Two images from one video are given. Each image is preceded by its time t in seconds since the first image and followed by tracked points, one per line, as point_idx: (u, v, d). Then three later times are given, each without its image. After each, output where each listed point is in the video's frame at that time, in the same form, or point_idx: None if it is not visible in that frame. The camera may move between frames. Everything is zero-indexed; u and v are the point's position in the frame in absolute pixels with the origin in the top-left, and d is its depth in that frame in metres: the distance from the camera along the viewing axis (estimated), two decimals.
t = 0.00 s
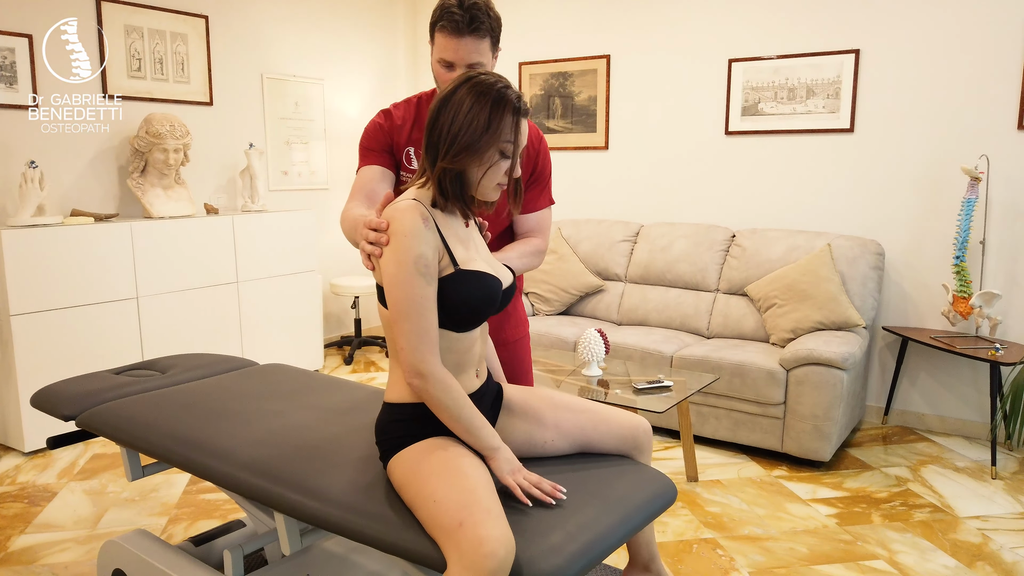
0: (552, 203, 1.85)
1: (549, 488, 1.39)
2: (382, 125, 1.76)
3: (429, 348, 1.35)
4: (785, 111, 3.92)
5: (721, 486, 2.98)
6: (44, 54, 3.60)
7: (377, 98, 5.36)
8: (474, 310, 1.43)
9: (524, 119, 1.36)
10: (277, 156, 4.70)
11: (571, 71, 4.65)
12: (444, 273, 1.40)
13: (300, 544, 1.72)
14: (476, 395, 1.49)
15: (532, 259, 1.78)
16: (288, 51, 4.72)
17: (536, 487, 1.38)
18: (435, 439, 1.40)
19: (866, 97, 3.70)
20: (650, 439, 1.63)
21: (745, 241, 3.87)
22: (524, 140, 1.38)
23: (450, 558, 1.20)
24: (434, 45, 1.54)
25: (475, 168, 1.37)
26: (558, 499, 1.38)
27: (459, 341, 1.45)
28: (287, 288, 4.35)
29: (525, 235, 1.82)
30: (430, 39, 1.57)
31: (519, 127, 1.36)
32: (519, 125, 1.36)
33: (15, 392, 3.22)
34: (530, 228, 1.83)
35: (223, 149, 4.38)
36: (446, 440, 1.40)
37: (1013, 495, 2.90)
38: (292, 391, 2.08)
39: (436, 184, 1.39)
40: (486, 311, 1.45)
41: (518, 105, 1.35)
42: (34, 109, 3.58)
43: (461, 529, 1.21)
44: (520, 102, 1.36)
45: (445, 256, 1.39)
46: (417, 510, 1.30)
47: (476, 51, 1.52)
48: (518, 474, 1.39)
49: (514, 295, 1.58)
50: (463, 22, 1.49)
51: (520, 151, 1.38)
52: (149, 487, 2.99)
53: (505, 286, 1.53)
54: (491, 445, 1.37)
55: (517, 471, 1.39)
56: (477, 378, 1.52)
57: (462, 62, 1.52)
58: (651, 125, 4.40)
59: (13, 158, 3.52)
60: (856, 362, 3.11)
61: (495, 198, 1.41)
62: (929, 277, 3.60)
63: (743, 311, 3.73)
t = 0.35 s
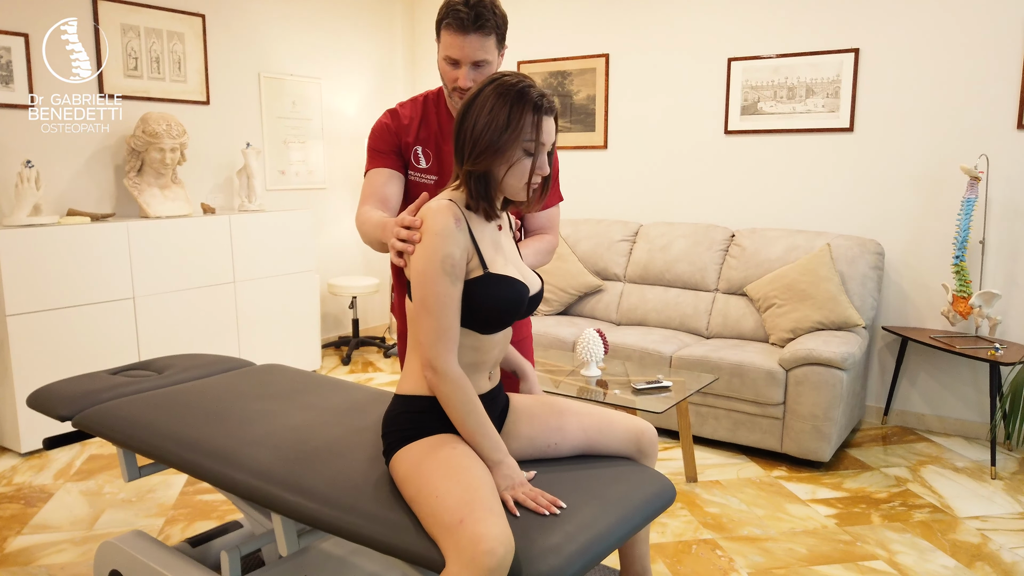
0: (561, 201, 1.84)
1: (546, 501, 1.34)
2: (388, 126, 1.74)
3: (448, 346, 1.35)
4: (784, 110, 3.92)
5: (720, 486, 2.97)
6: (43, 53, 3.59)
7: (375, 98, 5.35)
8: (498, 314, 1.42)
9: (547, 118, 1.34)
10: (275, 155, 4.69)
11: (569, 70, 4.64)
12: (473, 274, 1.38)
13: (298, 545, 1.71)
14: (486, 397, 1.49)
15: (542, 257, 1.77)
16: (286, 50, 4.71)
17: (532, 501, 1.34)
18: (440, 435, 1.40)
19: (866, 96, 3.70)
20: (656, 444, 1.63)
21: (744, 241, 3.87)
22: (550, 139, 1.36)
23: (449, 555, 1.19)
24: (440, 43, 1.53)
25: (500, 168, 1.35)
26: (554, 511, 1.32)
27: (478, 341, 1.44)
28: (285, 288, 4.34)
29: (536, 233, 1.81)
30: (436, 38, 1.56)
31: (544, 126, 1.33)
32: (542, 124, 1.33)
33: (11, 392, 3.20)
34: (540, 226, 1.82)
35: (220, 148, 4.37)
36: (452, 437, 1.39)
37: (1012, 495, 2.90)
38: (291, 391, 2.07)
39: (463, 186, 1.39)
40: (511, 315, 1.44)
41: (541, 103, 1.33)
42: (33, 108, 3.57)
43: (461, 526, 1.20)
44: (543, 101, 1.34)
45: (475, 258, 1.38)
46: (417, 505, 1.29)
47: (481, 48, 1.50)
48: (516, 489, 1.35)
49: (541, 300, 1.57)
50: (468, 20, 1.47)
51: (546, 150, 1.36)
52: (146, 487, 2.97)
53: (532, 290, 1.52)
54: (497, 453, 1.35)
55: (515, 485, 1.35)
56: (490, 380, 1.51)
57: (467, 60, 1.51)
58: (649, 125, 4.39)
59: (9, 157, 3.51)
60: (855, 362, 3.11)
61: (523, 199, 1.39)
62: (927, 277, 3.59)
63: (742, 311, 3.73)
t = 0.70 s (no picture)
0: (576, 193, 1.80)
1: (547, 506, 1.34)
2: (398, 126, 1.75)
3: (484, 338, 1.34)
4: (783, 111, 3.92)
5: (720, 486, 2.97)
6: (44, 53, 3.59)
7: (374, 98, 5.36)
8: (528, 312, 1.42)
9: (570, 116, 1.34)
10: (274, 156, 4.69)
11: (568, 70, 4.64)
12: (506, 270, 1.39)
13: (298, 546, 1.71)
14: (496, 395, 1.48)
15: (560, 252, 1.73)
16: (286, 50, 4.72)
17: (538, 509, 1.33)
18: (444, 417, 1.40)
19: (864, 97, 3.70)
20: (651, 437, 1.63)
21: (743, 241, 3.87)
22: (575, 137, 1.36)
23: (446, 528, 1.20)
24: (446, 40, 1.53)
25: (527, 168, 1.37)
26: (555, 514, 1.32)
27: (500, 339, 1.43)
28: (284, 288, 4.34)
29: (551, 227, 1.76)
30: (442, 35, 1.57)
31: (568, 124, 1.34)
32: (567, 122, 1.34)
33: (11, 392, 3.20)
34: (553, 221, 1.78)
35: (220, 149, 4.37)
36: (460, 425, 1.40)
37: (1010, 495, 2.90)
38: (292, 391, 2.07)
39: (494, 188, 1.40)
40: (539, 315, 1.44)
41: (565, 102, 1.34)
42: (34, 108, 3.57)
43: (459, 498, 1.21)
44: (568, 99, 1.35)
45: (510, 254, 1.39)
46: (419, 475, 1.30)
47: (487, 43, 1.50)
48: (517, 499, 1.34)
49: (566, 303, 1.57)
50: (472, 16, 1.47)
51: (572, 148, 1.36)
52: (146, 488, 2.98)
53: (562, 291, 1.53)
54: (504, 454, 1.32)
55: (517, 496, 1.34)
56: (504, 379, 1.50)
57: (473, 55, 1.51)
58: (648, 125, 4.39)
59: (8, 157, 3.50)
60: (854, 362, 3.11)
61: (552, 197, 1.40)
62: (926, 278, 3.60)
63: (741, 311, 3.73)
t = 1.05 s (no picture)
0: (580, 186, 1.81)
1: (547, 506, 1.33)
2: (402, 124, 1.75)
3: (475, 336, 1.33)
4: (783, 111, 3.92)
5: (719, 486, 2.97)
6: (44, 53, 3.59)
7: (372, 99, 5.35)
8: (519, 306, 1.41)
9: (552, 109, 1.34)
10: (273, 156, 4.69)
11: (568, 71, 4.64)
12: (493, 267, 1.38)
13: (297, 546, 1.71)
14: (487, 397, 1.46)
15: (571, 242, 1.73)
16: (284, 50, 4.71)
17: (539, 510, 1.32)
18: (427, 422, 1.40)
19: (863, 97, 3.70)
20: (650, 440, 1.65)
21: (742, 241, 3.87)
22: (558, 131, 1.35)
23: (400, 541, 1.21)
24: (447, 33, 1.53)
25: (510, 164, 1.36)
26: (555, 514, 1.32)
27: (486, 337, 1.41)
28: (283, 288, 4.33)
29: (560, 219, 1.76)
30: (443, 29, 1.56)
31: (550, 117, 1.33)
32: (548, 115, 1.33)
33: (9, 392, 3.20)
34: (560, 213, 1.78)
35: (219, 148, 4.37)
36: (439, 431, 1.39)
37: (1010, 495, 2.90)
38: (291, 391, 2.07)
39: (478, 185, 1.40)
40: (528, 308, 1.43)
41: (546, 96, 1.33)
42: (34, 108, 3.57)
43: (406, 513, 1.21)
44: (548, 93, 1.34)
45: (494, 249, 1.37)
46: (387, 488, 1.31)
47: (486, 34, 1.50)
48: (519, 497, 1.34)
49: (558, 295, 1.54)
50: (471, 7, 1.47)
51: (555, 142, 1.35)
52: (144, 488, 2.97)
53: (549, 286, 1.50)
54: (502, 451, 1.32)
55: (518, 496, 1.34)
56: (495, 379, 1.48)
57: (474, 46, 1.50)
58: (648, 125, 4.39)
59: (6, 157, 3.50)
60: (853, 362, 3.11)
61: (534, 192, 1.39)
62: (926, 277, 3.60)
63: (741, 311, 3.73)
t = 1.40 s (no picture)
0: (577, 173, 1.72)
1: (546, 500, 1.34)
2: (399, 124, 1.76)
3: (433, 345, 1.32)
4: (782, 110, 3.92)
5: (719, 486, 2.97)
6: (44, 53, 3.59)
7: (371, 98, 5.35)
8: (486, 307, 1.38)
9: (503, 105, 1.31)
10: (272, 156, 4.68)
11: (567, 70, 4.64)
12: (449, 269, 1.36)
13: (295, 546, 1.70)
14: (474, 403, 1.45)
15: (565, 221, 1.62)
16: (283, 50, 4.71)
17: (534, 501, 1.33)
18: (416, 432, 1.40)
19: (862, 97, 3.70)
20: (647, 445, 1.63)
21: (741, 241, 3.87)
22: (510, 126, 1.32)
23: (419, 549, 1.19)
24: (437, 30, 1.53)
25: (458, 157, 1.33)
26: (556, 510, 1.32)
27: (460, 342, 1.39)
28: (282, 288, 4.33)
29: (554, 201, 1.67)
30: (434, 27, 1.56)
31: (501, 112, 1.30)
32: (499, 110, 1.30)
33: (7, 393, 3.19)
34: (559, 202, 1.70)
35: (217, 148, 4.36)
36: (440, 440, 1.39)
37: (1009, 494, 2.90)
38: (290, 391, 2.06)
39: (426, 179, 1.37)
40: (495, 308, 1.40)
41: (497, 90, 1.30)
42: (34, 108, 3.57)
43: (428, 519, 1.19)
44: (500, 88, 1.31)
45: (449, 252, 1.36)
46: (394, 499, 1.29)
47: (472, 27, 1.48)
48: (516, 489, 1.35)
49: (530, 289, 1.51)
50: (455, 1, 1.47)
51: (506, 137, 1.32)
52: (143, 488, 2.96)
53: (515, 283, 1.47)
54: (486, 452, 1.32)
55: (514, 488, 1.34)
56: (479, 383, 1.47)
57: (461, 39, 1.49)
58: (647, 125, 4.39)
59: (5, 157, 3.49)
60: (853, 362, 3.11)
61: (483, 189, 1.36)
62: (925, 277, 3.60)
63: (740, 311, 3.73)
